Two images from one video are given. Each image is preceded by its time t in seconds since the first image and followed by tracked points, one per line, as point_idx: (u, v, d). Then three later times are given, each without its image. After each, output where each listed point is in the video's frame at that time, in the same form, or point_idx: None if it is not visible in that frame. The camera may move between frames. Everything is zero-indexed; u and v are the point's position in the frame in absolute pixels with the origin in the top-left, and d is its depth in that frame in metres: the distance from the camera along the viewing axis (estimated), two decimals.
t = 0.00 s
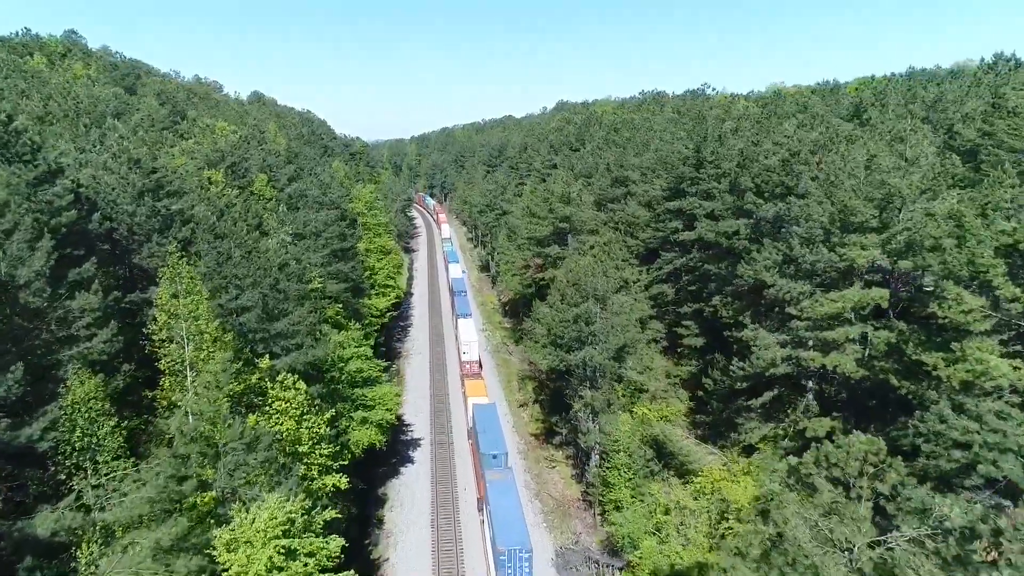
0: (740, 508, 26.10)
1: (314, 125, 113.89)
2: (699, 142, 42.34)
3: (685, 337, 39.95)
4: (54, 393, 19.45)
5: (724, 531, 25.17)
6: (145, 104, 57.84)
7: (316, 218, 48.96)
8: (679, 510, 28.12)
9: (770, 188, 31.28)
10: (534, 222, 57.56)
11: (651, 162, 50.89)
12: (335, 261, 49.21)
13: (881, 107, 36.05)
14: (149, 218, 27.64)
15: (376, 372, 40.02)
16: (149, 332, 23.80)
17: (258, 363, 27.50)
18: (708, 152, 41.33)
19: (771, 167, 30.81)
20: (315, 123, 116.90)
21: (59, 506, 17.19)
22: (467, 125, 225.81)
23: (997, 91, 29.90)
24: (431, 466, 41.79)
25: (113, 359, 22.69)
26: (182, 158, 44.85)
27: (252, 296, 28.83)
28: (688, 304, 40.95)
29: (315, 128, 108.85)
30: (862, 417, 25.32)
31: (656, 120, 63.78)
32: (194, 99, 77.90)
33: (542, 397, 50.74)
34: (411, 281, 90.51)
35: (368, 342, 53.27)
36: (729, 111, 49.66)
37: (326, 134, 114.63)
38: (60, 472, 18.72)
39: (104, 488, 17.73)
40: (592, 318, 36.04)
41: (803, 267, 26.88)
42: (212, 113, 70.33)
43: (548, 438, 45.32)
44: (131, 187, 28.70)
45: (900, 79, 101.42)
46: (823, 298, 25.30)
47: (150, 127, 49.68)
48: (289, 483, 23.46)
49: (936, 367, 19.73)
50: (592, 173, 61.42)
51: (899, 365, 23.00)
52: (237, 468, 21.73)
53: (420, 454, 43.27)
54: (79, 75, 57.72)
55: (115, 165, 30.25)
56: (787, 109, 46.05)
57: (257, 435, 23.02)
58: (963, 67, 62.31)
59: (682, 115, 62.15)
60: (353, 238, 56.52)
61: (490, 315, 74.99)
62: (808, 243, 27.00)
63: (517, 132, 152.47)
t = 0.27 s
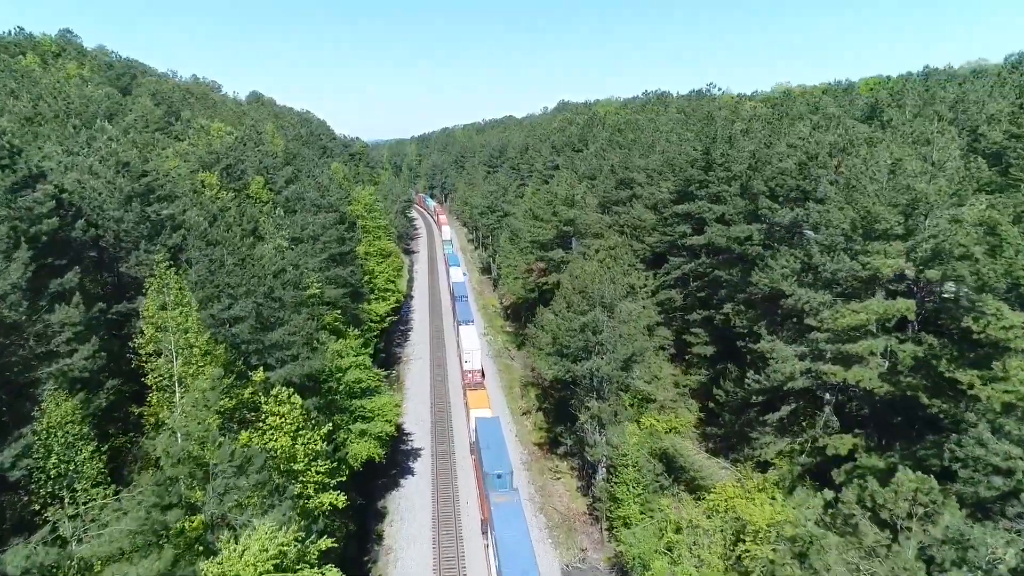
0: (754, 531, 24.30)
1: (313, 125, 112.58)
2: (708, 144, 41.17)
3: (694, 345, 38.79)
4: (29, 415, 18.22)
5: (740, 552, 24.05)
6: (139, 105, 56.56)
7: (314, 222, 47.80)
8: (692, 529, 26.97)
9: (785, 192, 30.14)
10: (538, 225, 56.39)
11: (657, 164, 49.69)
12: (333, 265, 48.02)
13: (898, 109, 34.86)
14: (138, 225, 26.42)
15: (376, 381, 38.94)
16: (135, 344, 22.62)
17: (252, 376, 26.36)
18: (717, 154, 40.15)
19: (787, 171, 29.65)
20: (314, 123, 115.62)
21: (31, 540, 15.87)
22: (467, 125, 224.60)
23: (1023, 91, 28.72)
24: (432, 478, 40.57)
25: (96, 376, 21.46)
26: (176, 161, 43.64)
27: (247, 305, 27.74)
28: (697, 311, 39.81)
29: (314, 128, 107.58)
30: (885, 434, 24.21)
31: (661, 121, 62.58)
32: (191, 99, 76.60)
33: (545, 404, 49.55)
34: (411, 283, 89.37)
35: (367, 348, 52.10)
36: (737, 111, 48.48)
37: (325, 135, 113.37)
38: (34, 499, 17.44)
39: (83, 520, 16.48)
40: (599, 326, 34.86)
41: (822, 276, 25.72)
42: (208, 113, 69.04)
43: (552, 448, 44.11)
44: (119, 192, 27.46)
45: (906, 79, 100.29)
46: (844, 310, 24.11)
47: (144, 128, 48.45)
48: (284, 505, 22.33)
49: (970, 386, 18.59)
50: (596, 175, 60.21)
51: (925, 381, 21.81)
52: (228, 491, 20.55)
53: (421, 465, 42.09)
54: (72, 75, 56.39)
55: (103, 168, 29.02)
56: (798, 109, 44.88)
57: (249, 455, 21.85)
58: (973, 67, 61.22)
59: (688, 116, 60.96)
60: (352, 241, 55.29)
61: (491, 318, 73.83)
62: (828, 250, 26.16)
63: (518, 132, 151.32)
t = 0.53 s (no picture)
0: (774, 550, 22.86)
1: (313, 125, 111.39)
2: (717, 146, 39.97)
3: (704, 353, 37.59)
4: None
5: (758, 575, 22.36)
6: (133, 105, 55.29)
7: (311, 227, 46.66)
8: (705, 550, 25.73)
9: (801, 197, 28.93)
10: (541, 228, 55.17)
11: (665, 166, 48.46)
12: (331, 270, 46.81)
13: (917, 110, 33.61)
14: (124, 232, 25.18)
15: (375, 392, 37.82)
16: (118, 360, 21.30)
17: (246, 390, 25.14)
18: (728, 157, 38.96)
19: (804, 175, 28.44)
20: (313, 124, 114.39)
21: None
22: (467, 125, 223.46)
23: None
24: (433, 490, 39.29)
25: (76, 394, 20.20)
26: (169, 163, 42.39)
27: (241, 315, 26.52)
28: (707, 318, 38.58)
29: (313, 129, 106.37)
30: (911, 452, 23.03)
31: (668, 122, 61.39)
32: (187, 99, 75.33)
33: (549, 413, 48.31)
34: (411, 286, 88.13)
35: (366, 355, 50.87)
36: (746, 112, 47.25)
37: (324, 135, 112.11)
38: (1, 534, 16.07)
39: (55, 558, 15.17)
40: (607, 335, 33.60)
41: (844, 285, 24.49)
42: (205, 113, 67.75)
43: (557, 459, 42.85)
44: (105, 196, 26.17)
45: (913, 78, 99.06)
46: (868, 322, 22.84)
47: (137, 129, 47.20)
48: (277, 529, 21.08)
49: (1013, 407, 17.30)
50: (601, 178, 58.98)
51: (960, 399, 20.45)
52: (216, 518, 19.16)
53: (421, 476, 40.85)
54: (65, 74, 55.14)
55: (89, 172, 27.75)
56: (809, 110, 43.67)
57: (240, 477, 20.59)
58: (986, 68, 59.97)
59: (694, 116, 59.72)
60: (351, 245, 54.05)
61: (492, 322, 72.60)
62: (851, 259, 25.05)
63: (519, 133, 150.09)
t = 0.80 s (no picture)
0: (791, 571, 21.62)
1: (311, 125, 110.16)
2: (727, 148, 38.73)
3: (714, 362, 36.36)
4: None
5: None
6: (126, 106, 54.04)
7: (309, 230, 45.44)
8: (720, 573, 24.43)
9: (818, 202, 27.70)
10: (544, 231, 53.91)
11: (672, 168, 47.25)
12: (329, 275, 45.57)
13: (937, 112, 32.41)
14: (109, 239, 23.95)
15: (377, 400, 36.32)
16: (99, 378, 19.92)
17: (237, 406, 23.85)
18: (738, 159, 37.72)
19: (822, 179, 27.20)
20: (312, 124, 113.15)
21: None
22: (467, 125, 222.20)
23: None
24: (434, 503, 38.00)
25: (52, 414, 18.92)
26: (162, 165, 41.13)
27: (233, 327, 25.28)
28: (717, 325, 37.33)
29: (312, 129, 105.13)
30: (939, 472, 21.75)
31: (673, 123, 60.21)
32: (183, 100, 74.08)
33: (553, 421, 47.06)
34: (411, 289, 86.83)
35: (365, 362, 49.58)
36: (755, 113, 46.01)
37: (323, 136, 110.89)
38: None
39: None
40: (615, 345, 32.36)
41: (868, 296, 23.21)
42: (201, 114, 66.53)
43: (561, 470, 41.57)
44: (90, 202, 24.97)
45: (919, 78, 97.89)
46: (895, 336, 21.55)
47: (129, 131, 45.94)
48: (268, 557, 19.76)
49: None
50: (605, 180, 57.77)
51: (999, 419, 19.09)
52: (202, 548, 17.44)
53: (422, 488, 39.56)
54: (57, 74, 53.89)
55: (74, 175, 26.53)
56: (821, 112, 42.47)
57: (228, 505, 19.10)
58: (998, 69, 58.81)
59: (700, 117, 58.51)
60: (350, 249, 52.82)
61: (494, 327, 71.32)
62: (876, 268, 23.84)
63: (520, 133, 148.89)
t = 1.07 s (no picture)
0: None
1: (310, 126, 108.84)
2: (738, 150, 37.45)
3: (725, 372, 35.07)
4: None
5: None
6: (118, 106, 52.74)
7: (306, 234, 44.21)
8: None
9: (838, 207, 26.42)
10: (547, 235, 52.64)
11: (680, 170, 45.99)
12: (326, 280, 44.29)
13: (958, 112, 31.16)
14: (91, 248, 22.77)
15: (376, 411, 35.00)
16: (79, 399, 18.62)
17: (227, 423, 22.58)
18: (749, 161, 36.43)
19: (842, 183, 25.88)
20: (310, 125, 111.84)
21: None
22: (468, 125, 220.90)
23: None
24: (435, 518, 36.67)
25: (25, 438, 17.66)
26: (154, 167, 39.86)
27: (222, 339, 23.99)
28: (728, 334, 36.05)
29: (312, 130, 103.83)
30: (972, 496, 20.41)
31: (679, 124, 58.98)
32: (179, 100, 72.81)
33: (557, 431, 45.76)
34: (411, 292, 85.54)
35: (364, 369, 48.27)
36: (765, 113, 44.68)
37: (322, 137, 109.55)
38: None
39: None
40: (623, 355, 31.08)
41: (894, 308, 21.93)
42: (197, 115, 65.24)
43: (566, 482, 40.26)
44: (73, 209, 23.78)
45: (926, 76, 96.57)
46: (926, 351, 20.24)
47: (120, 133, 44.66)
48: None
49: None
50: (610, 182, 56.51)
51: None
52: None
53: (423, 501, 38.26)
54: (48, 74, 52.59)
55: (57, 180, 25.29)
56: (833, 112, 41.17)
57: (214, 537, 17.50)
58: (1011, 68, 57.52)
59: (707, 118, 57.27)
60: (348, 253, 51.54)
61: (496, 331, 70.05)
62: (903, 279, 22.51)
63: (521, 134, 147.68)
